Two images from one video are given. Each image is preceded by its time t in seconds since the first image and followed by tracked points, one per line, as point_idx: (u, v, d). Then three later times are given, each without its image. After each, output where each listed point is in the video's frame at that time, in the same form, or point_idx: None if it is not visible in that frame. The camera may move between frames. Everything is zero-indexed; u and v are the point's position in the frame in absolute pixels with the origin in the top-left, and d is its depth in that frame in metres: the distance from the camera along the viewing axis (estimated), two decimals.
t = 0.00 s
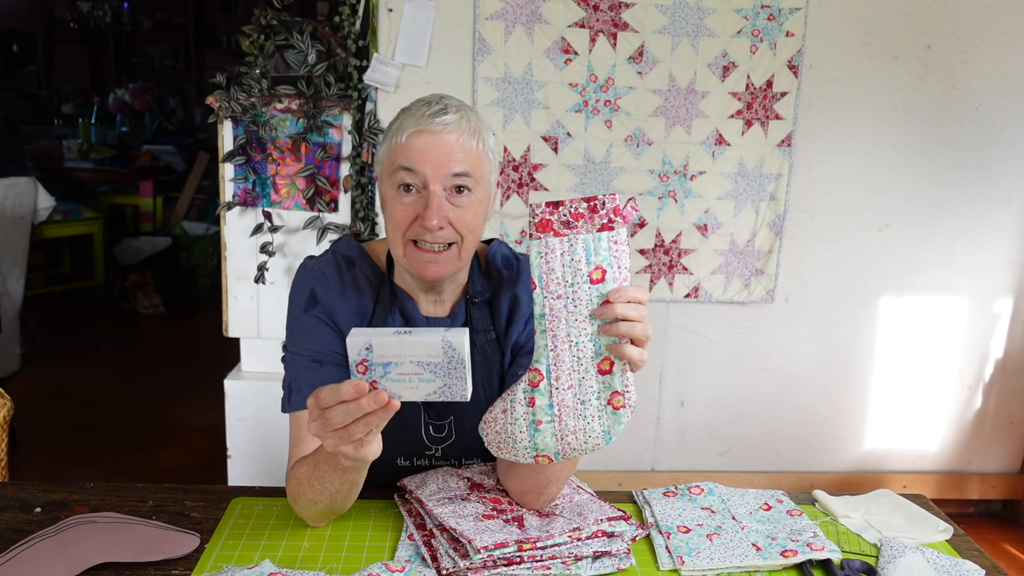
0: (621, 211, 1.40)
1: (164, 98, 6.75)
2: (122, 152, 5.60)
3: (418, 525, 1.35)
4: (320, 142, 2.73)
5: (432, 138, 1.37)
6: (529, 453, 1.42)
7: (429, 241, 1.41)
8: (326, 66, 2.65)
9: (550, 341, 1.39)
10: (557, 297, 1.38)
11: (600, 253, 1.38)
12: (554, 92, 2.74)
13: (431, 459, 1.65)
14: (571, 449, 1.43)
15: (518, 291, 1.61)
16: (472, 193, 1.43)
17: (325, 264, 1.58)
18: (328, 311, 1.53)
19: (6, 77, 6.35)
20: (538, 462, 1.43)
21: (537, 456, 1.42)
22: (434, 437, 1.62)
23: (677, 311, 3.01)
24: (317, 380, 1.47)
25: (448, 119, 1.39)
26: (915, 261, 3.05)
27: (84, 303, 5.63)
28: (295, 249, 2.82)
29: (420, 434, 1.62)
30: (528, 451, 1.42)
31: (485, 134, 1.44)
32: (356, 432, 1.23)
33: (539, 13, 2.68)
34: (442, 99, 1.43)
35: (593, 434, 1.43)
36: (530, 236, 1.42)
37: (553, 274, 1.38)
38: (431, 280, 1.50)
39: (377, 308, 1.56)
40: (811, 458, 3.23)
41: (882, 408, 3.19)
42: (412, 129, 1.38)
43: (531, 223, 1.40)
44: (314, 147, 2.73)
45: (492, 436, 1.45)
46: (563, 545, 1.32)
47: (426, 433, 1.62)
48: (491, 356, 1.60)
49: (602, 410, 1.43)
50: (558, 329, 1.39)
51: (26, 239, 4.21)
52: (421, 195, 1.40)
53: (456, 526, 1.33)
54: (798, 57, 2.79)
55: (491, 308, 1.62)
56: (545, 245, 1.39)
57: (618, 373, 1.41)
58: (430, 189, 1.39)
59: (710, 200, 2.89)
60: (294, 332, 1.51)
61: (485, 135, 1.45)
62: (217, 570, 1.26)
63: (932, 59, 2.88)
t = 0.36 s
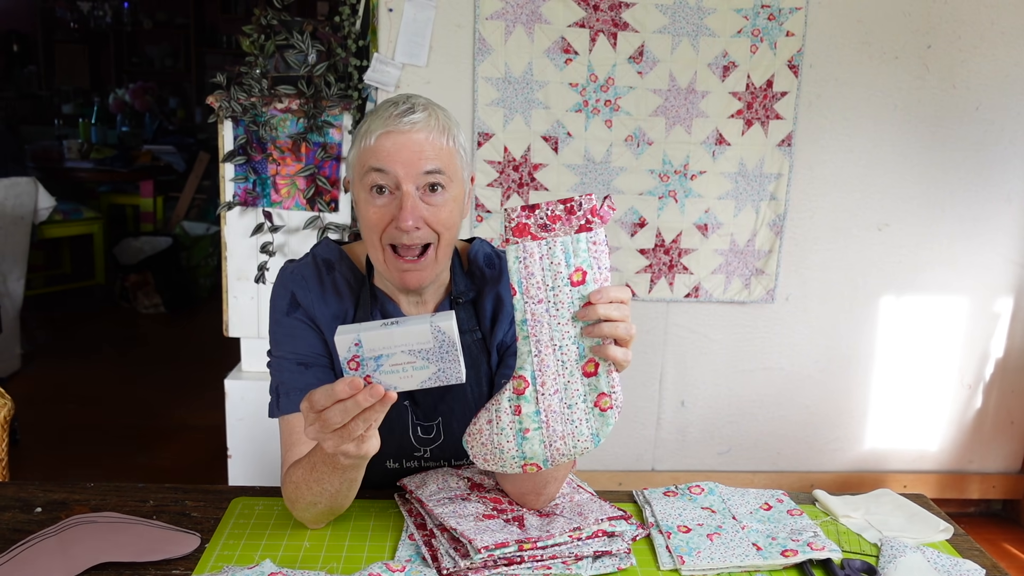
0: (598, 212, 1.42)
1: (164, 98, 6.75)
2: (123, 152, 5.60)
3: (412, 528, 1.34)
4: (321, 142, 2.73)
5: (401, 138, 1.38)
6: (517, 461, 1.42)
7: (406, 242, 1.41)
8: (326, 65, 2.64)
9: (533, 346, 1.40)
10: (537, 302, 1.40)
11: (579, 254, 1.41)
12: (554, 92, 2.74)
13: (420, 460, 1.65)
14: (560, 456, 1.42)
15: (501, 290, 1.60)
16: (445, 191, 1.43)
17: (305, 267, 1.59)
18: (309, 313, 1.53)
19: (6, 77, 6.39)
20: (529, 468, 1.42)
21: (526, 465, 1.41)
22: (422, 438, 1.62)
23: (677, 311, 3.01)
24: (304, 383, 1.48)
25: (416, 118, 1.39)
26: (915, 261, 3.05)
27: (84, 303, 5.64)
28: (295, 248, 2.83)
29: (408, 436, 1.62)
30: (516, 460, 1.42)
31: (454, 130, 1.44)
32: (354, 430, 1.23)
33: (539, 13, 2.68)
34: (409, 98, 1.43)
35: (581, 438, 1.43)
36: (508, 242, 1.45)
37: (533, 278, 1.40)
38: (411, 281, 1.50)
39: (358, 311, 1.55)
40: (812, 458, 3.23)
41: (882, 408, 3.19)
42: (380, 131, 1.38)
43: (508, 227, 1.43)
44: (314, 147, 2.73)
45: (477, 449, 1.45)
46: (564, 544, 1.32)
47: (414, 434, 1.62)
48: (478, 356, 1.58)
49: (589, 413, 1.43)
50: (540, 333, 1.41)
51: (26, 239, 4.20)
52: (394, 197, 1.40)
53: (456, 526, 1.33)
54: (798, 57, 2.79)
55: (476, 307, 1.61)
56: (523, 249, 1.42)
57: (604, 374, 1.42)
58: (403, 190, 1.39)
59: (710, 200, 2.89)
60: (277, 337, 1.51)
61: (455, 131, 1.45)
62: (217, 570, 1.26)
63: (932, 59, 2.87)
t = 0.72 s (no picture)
0: (584, 213, 1.45)
1: (164, 98, 6.76)
2: (123, 152, 5.60)
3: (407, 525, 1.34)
4: (321, 142, 2.73)
5: (432, 154, 1.36)
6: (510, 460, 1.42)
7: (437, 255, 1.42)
8: (326, 65, 2.64)
9: (521, 347, 1.44)
10: (526, 302, 1.44)
11: (566, 256, 1.44)
12: (554, 92, 2.74)
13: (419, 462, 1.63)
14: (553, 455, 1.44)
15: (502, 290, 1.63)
16: (471, 202, 1.44)
17: (306, 269, 1.56)
18: (312, 315, 1.51)
19: (6, 77, 6.41)
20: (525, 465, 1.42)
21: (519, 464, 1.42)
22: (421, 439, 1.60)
23: (677, 311, 3.01)
24: (309, 384, 1.45)
25: (443, 131, 1.37)
26: (915, 261, 3.05)
27: (84, 303, 5.64)
28: (295, 249, 2.82)
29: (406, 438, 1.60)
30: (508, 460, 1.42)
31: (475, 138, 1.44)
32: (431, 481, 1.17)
33: (539, 13, 2.68)
34: (430, 107, 1.40)
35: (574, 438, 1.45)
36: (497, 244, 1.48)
37: (520, 279, 1.44)
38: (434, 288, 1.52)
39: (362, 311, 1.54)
40: (811, 458, 3.23)
41: (882, 408, 3.19)
42: (410, 147, 1.36)
43: (495, 230, 1.45)
44: (314, 147, 2.73)
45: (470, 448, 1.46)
46: (563, 544, 1.32)
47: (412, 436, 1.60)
48: (477, 355, 1.58)
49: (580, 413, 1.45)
50: (529, 334, 1.44)
51: (26, 239, 4.20)
52: (424, 212, 1.40)
53: (456, 525, 1.33)
54: (798, 57, 2.79)
55: (476, 307, 1.63)
56: (511, 251, 1.45)
57: (593, 374, 1.45)
58: (434, 206, 1.39)
59: (711, 200, 2.89)
60: (280, 337, 1.49)
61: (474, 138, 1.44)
62: (217, 570, 1.26)
63: (932, 59, 2.87)
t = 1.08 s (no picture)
0: (608, 214, 1.39)
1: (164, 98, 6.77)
2: (123, 152, 5.61)
3: (430, 534, 1.32)
4: (321, 142, 2.72)
5: (453, 159, 1.36)
6: (524, 458, 1.39)
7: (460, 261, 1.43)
8: (326, 66, 2.64)
9: (539, 343, 1.40)
10: (546, 300, 1.40)
11: (587, 255, 1.38)
12: (554, 92, 2.74)
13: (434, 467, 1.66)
14: (563, 458, 1.38)
15: (515, 292, 1.63)
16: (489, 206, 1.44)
17: (326, 270, 1.52)
18: (338, 313, 1.46)
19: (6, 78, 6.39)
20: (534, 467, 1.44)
21: (531, 463, 1.39)
22: (436, 445, 1.63)
23: (677, 311, 3.01)
24: (351, 371, 1.37)
25: (461, 136, 1.37)
26: (915, 261, 3.05)
27: (85, 303, 5.64)
28: (295, 249, 2.82)
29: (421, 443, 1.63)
30: (521, 458, 1.39)
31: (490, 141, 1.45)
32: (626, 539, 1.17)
33: (539, 13, 2.68)
34: (446, 111, 1.40)
35: (584, 441, 1.37)
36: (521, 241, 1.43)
37: (542, 276, 1.40)
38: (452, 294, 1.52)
39: (386, 313, 1.53)
40: (811, 458, 3.23)
41: (882, 408, 3.19)
42: (431, 152, 1.35)
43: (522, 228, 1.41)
44: (314, 148, 2.73)
45: (487, 443, 1.42)
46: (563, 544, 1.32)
47: (427, 442, 1.63)
48: (490, 357, 1.60)
49: (592, 417, 1.37)
50: (547, 331, 1.40)
51: (26, 239, 4.20)
52: (446, 217, 1.40)
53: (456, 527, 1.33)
54: (798, 57, 2.79)
55: (487, 308, 1.63)
56: (535, 249, 1.40)
57: (608, 377, 1.37)
58: (456, 212, 1.39)
59: (711, 200, 2.89)
60: (307, 335, 1.43)
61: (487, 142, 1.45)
62: (218, 570, 1.26)
63: (932, 59, 2.87)
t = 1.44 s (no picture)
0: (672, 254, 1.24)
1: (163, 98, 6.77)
2: (123, 152, 5.61)
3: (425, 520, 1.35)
4: (321, 142, 2.73)
5: (449, 153, 1.37)
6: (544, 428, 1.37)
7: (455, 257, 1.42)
8: (325, 66, 2.65)
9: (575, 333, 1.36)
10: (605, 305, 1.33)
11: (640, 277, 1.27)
12: (554, 92, 2.74)
13: (434, 463, 1.64)
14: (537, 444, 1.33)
15: (516, 292, 1.60)
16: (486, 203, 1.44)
17: (325, 263, 1.58)
18: (332, 308, 1.52)
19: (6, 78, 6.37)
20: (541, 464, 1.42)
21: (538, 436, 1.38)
22: (437, 440, 1.62)
23: (677, 311, 3.01)
24: (333, 373, 1.45)
25: (456, 131, 1.38)
26: (914, 261, 3.05)
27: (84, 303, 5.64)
28: (295, 249, 2.82)
29: (423, 438, 1.62)
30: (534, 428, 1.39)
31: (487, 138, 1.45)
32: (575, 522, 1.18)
33: (539, 13, 2.68)
34: (443, 108, 1.41)
35: (554, 439, 1.29)
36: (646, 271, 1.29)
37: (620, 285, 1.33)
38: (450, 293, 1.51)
39: (380, 308, 1.56)
40: (811, 458, 3.23)
41: (882, 407, 3.19)
42: (426, 147, 1.36)
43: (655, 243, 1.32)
44: (314, 148, 2.73)
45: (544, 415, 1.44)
46: (564, 544, 1.32)
47: (429, 437, 1.62)
48: (490, 356, 1.59)
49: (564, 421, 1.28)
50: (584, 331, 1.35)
51: (26, 239, 4.20)
52: (442, 212, 1.40)
53: (456, 528, 1.34)
54: (798, 57, 2.79)
55: (489, 308, 1.61)
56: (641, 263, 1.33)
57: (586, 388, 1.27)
58: (451, 207, 1.39)
59: (711, 200, 2.89)
60: (301, 329, 1.51)
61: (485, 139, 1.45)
62: (217, 570, 1.26)
63: (932, 60, 2.88)
